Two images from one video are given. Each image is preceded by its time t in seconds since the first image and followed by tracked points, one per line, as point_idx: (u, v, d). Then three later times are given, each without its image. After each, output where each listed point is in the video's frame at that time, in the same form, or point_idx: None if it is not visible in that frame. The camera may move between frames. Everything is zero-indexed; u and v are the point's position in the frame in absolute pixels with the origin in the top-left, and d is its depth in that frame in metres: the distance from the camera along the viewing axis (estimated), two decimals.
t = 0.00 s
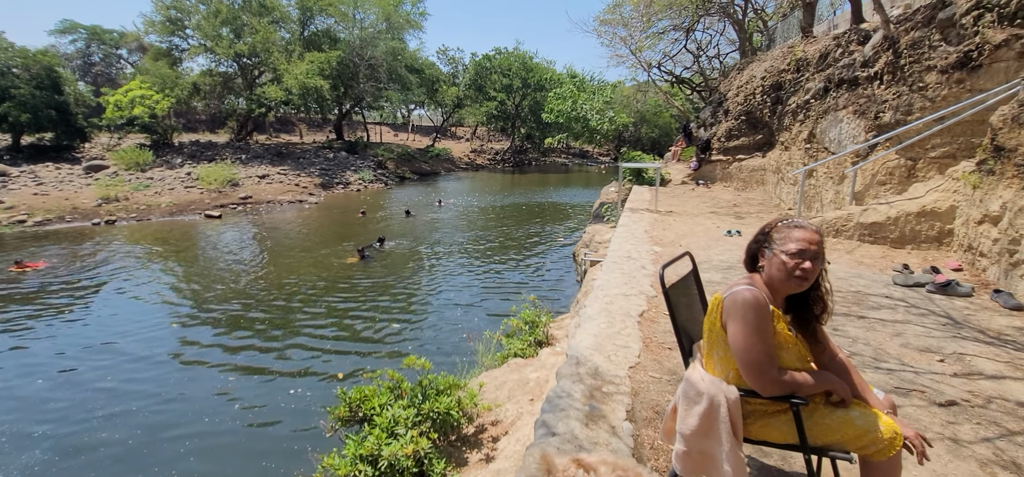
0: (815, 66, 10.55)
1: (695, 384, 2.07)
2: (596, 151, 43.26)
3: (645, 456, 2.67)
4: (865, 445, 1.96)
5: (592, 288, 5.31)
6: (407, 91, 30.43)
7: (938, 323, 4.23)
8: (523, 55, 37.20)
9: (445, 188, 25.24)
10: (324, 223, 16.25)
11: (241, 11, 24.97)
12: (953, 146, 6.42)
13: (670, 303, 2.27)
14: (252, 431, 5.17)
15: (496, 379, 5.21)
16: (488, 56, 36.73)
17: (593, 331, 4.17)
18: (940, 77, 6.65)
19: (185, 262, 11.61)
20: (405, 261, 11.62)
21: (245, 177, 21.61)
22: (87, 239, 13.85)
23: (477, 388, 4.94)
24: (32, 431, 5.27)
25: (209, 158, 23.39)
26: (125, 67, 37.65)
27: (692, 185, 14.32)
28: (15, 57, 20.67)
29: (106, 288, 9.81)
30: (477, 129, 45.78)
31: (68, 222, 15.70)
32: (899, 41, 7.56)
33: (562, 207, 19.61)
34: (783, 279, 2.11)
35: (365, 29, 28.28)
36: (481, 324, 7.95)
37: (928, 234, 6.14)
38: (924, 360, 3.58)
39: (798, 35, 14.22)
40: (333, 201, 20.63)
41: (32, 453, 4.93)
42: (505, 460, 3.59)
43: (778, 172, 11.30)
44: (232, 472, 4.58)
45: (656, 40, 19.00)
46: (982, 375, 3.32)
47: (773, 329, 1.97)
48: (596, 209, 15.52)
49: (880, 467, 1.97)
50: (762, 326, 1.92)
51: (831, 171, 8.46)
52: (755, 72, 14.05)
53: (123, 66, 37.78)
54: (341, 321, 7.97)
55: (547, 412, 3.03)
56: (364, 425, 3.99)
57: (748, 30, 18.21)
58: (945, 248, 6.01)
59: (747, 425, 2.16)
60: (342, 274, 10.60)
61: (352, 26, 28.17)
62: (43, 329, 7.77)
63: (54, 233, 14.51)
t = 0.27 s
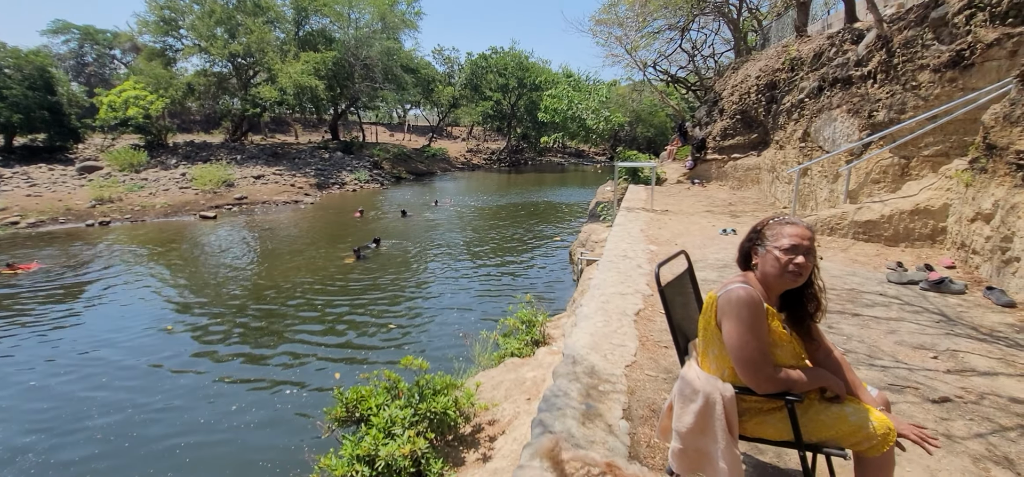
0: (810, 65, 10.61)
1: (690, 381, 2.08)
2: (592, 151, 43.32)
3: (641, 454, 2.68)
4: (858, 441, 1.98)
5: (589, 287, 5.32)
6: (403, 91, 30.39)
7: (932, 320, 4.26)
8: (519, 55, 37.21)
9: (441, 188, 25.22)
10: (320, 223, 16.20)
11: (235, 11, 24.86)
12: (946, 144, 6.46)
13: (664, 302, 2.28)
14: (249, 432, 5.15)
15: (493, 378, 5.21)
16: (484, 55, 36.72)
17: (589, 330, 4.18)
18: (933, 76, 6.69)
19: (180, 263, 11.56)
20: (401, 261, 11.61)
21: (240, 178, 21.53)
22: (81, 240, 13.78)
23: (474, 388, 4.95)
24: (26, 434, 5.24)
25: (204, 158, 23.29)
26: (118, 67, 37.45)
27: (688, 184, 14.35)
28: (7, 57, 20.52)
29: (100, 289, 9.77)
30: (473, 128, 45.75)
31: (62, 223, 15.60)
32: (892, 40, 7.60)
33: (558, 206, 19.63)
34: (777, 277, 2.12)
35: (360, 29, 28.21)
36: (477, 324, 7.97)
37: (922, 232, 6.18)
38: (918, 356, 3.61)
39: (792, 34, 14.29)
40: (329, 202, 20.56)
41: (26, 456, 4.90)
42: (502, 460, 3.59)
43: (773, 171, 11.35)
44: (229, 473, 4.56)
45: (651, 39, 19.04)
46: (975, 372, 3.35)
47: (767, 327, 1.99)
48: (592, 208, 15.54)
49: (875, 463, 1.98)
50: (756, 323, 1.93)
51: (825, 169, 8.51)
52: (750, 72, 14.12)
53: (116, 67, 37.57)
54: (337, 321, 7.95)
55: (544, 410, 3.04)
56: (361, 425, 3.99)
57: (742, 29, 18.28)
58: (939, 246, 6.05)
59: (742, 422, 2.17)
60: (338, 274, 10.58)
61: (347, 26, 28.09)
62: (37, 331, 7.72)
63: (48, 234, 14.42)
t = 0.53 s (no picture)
0: (805, 64, 10.65)
1: (688, 378, 2.10)
2: (589, 150, 43.36)
3: (638, 451, 2.69)
4: (854, 437, 1.99)
5: (586, 286, 5.33)
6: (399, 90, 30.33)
7: (926, 316, 4.29)
8: (515, 54, 37.21)
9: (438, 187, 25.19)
10: (316, 223, 16.15)
11: (230, 10, 24.75)
12: (940, 142, 6.50)
13: (662, 299, 2.29)
14: (246, 432, 5.14)
15: (490, 377, 5.21)
16: (480, 54, 36.68)
17: (587, 328, 4.19)
18: (927, 74, 6.73)
19: (175, 263, 11.52)
20: (398, 261, 11.59)
21: (236, 178, 21.44)
22: (75, 240, 13.70)
23: (471, 386, 4.95)
24: (20, 435, 5.20)
25: (199, 158, 23.18)
26: (113, 67, 37.25)
27: (685, 183, 14.37)
28: None
29: (95, 290, 9.71)
30: (469, 127, 45.71)
31: (56, 223, 15.49)
32: (887, 39, 7.64)
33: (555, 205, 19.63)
34: (775, 275, 2.13)
35: (356, 27, 28.12)
36: (475, 323, 7.98)
37: (916, 230, 6.21)
38: (913, 353, 3.63)
39: (788, 33, 14.34)
40: (325, 201, 20.49)
41: (21, 457, 4.86)
42: (500, 457, 3.58)
43: (769, 169, 11.39)
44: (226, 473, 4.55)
45: (647, 38, 19.07)
46: (969, 368, 3.37)
47: (765, 324, 2.00)
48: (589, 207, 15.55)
49: (870, 458, 2.00)
50: (756, 320, 1.94)
51: (821, 168, 8.56)
52: (746, 70, 14.16)
53: (110, 66, 37.39)
54: (334, 321, 7.93)
55: (542, 408, 3.04)
56: (358, 424, 3.98)
57: (738, 28, 18.33)
58: (933, 243, 6.09)
59: (740, 419, 2.18)
60: (335, 274, 10.55)
61: (343, 25, 28.01)
62: (31, 332, 7.68)
63: (42, 234, 14.33)
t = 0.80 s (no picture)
0: (802, 64, 10.69)
1: (685, 375, 2.11)
2: (586, 149, 43.41)
3: (636, 448, 2.71)
4: (850, 434, 2.01)
5: (584, 285, 5.35)
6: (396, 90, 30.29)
7: (922, 315, 4.33)
8: (512, 53, 37.22)
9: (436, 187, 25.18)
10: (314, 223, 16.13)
11: (227, 10, 24.68)
12: (936, 142, 6.54)
13: (660, 297, 2.31)
14: (244, 432, 5.14)
15: (488, 376, 5.22)
16: (477, 54, 36.67)
17: (585, 327, 4.21)
18: (923, 74, 6.77)
19: (172, 263, 11.49)
20: (397, 261, 11.58)
21: (233, 177, 21.39)
22: (71, 241, 13.66)
23: (470, 386, 4.96)
24: (17, 436, 5.19)
25: (195, 158, 23.12)
26: (108, 66, 37.08)
27: (682, 182, 14.41)
28: None
29: (91, 290, 9.69)
30: (467, 127, 45.70)
31: (51, 224, 15.43)
32: (883, 40, 7.68)
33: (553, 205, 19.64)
34: (772, 273, 2.15)
35: (353, 27, 28.08)
36: (473, 322, 7.98)
37: (911, 229, 6.25)
38: (908, 351, 3.66)
39: (785, 33, 14.39)
40: (322, 201, 20.45)
41: (18, 458, 4.86)
42: (499, 456, 3.59)
43: (766, 169, 11.44)
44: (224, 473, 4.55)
45: (644, 38, 19.11)
46: (964, 365, 3.40)
47: (762, 322, 2.01)
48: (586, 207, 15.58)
49: (865, 455, 2.02)
50: (753, 318, 1.96)
51: (818, 167, 8.61)
52: (742, 70, 14.22)
53: (106, 66, 37.25)
54: (332, 321, 7.93)
55: (541, 407, 3.05)
56: (356, 424, 3.99)
57: (735, 28, 18.38)
58: (928, 242, 6.12)
59: (736, 415, 2.20)
60: (333, 274, 10.54)
61: (340, 24, 27.96)
62: (27, 333, 7.66)
63: (38, 235, 14.27)
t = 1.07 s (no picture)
0: (798, 64, 10.73)
1: (683, 374, 2.13)
2: (584, 149, 43.45)
3: (635, 446, 2.71)
4: (846, 432, 2.02)
5: (581, 284, 5.36)
6: (393, 89, 30.26)
7: (917, 313, 4.35)
8: (510, 53, 37.22)
9: (433, 187, 25.17)
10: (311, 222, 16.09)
11: (223, 9, 24.59)
12: (932, 141, 6.57)
13: (658, 297, 2.32)
14: (241, 432, 5.13)
15: (486, 375, 5.23)
16: (475, 54, 36.66)
17: (583, 326, 4.21)
18: (919, 74, 6.80)
19: (169, 263, 11.47)
20: (394, 260, 11.56)
21: (230, 177, 21.33)
22: (67, 241, 13.63)
23: (468, 385, 4.97)
24: (13, 437, 5.17)
25: (192, 158, 23.04)
26: (104, 65, 36.93)
27: (680, 182, 14.43)
28: None
29: (88, 290, 9.66)
30: (464, 127, 45.67)
31: (47, 224, 15.37)
32: (879, 39, 7.71)
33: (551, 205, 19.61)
34: (769, 272, 2.16)
35: (350, 26, 28.04)
36: (471, 322, 7.98)
37: (908, 228, 6.28)
38: (904, 349, 3.68)
39: (781, 33, 14.45)
40: (319, 201, 20.40)
41: (15, 458, 4.84)
42: (497, 455, 3.58)
43: (762, 168, 11.48)
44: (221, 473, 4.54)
45: (642, 38, 19.15)
46: (960, 364, 3.42)
47: (759, 319, 2.02)
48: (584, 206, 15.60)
49: (862, 452, 2.03)
50: (750, 316, 1.96)
51: (814, 167, 8.65)
52: (739, 70, 14.27)
53: (101, 65, 37.08)
54: (329, 321, 7.91)
55: (539, 405, 3.06)
56: (355, 424, 3.98)
57: (731, 28, 18.44)
58: (924, 242, 6.15)
59: (734, 414, 2.21)
60: (331, 273, 10.52)
61: (337, 24, 27.92)
62: (23, 333, 7.62)
63: (33, 235, 14.22)
